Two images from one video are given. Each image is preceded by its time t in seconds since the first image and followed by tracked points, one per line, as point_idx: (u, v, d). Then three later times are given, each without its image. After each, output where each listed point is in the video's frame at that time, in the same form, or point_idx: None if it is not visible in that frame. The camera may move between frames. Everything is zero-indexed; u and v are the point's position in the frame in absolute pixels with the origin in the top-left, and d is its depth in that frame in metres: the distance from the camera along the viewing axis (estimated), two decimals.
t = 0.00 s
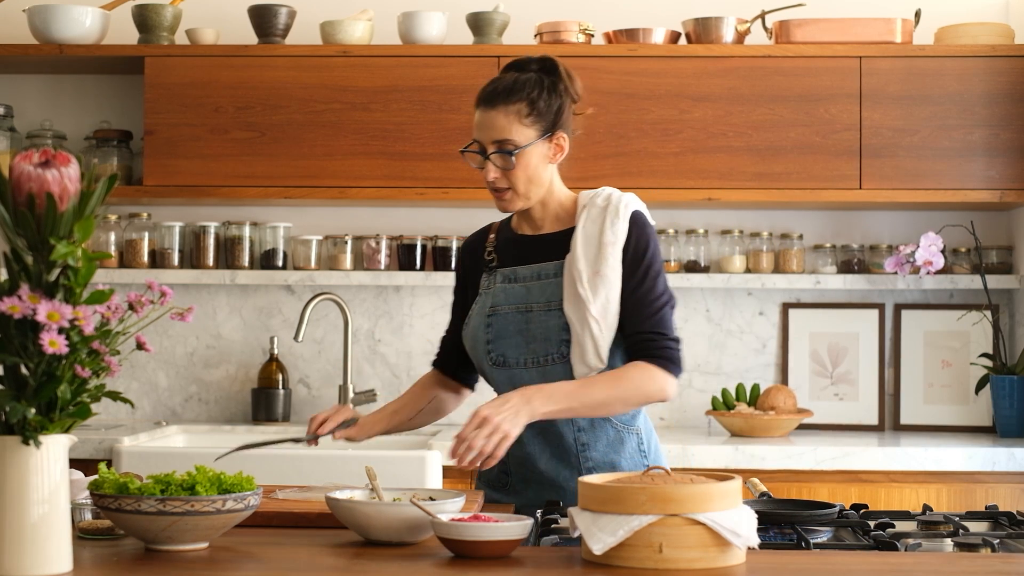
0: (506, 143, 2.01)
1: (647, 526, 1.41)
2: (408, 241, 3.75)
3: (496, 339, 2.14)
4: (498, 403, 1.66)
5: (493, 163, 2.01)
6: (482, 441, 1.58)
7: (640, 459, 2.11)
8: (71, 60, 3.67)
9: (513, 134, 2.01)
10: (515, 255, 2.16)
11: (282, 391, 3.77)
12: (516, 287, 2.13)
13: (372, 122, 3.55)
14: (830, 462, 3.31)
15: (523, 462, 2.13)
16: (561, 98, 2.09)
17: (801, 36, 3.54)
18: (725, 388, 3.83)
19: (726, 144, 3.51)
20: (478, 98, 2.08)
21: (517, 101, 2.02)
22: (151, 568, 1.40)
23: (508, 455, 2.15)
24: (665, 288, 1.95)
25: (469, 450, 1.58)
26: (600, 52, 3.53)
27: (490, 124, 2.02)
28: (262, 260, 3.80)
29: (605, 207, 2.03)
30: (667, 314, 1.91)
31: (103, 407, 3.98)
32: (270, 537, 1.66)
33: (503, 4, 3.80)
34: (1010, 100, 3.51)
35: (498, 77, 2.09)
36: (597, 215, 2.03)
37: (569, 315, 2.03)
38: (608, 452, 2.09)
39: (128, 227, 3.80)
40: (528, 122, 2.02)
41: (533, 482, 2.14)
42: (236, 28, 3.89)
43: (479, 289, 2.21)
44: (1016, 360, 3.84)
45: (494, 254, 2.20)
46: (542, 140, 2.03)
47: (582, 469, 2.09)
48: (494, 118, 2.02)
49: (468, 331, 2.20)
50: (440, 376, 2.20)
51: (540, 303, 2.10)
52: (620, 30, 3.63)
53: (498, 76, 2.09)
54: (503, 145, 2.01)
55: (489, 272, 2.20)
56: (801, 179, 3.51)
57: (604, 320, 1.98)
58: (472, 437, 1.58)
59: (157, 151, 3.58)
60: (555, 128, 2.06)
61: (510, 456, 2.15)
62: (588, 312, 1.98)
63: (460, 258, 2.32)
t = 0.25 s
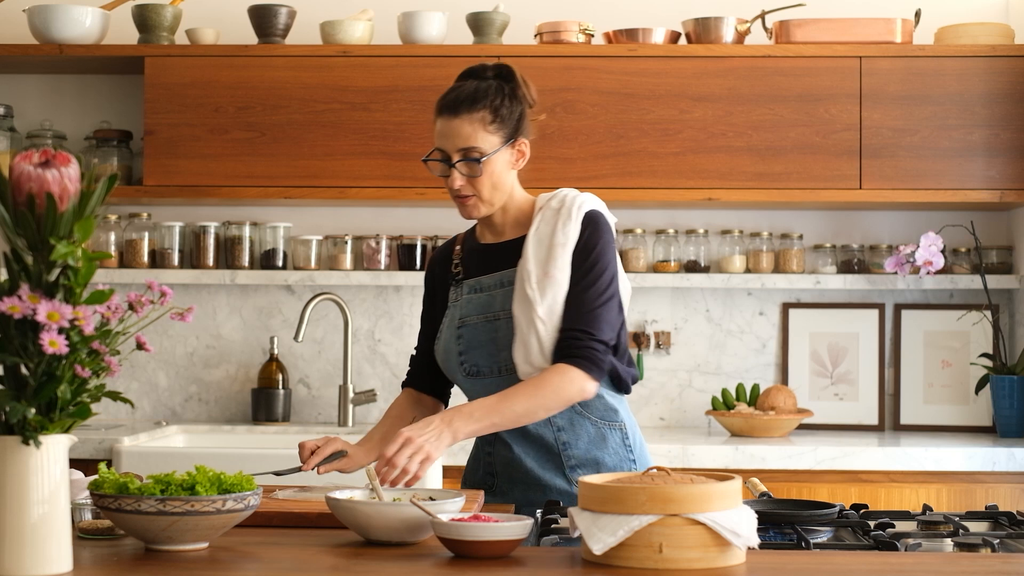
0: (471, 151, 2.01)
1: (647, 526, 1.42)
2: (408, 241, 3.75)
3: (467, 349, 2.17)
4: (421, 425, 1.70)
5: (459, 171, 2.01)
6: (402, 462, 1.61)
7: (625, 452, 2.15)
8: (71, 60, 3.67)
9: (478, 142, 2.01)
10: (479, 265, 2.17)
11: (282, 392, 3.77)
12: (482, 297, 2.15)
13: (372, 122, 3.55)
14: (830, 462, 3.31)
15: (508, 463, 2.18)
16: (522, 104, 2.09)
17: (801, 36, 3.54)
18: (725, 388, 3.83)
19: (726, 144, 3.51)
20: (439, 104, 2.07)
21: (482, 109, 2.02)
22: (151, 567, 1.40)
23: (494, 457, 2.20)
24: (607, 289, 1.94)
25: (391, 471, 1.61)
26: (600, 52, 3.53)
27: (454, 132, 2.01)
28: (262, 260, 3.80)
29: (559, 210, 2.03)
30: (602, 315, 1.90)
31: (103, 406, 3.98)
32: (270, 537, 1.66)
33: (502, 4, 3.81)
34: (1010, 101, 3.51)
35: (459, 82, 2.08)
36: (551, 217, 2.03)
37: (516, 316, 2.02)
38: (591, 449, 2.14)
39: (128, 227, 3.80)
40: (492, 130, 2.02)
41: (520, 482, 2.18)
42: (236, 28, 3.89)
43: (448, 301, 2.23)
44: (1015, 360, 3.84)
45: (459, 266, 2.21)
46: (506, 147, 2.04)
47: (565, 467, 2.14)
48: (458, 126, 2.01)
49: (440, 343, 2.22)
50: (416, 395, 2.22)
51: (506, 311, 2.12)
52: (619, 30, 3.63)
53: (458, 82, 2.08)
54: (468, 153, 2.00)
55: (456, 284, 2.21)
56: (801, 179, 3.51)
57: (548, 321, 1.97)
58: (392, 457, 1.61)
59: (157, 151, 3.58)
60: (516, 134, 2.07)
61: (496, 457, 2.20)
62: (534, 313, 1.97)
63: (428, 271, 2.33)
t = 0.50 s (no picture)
0: (445, 157, 2.02)
1: (647, 526, 1.42)
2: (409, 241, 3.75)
3: (447, 355, 2.17)
4: (386, 444, 1.74)
5: (433, 177, 2.02)
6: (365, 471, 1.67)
7: (612, 448, 2.17)
8: (71, 60, 3.67)
9: (452, 148, 2.02)
10: (457, 271, 2.18)
11: (282, 392, 3.77)
12: (459, 302, 2.15)
13: (372, 121, 3.55)
14: (830, 462, 3.31)
15: (495, 466, 2.19)
16: (493, 107, 2.10)
17: (801, 36, 3.54)
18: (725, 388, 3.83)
19: (726, 144, 3.51)
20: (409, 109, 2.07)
21: (454, 114, 2.02)
22: (151, 568, 1.40)
23: (482, 458, 2.21)
24: (570, 290, 1.96)
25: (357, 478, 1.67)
26: (600, 52, 3.53)
27: (427, 139, 2.01)
28: (262, 260, 3.80)
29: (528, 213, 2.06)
30: (560, 316, 1.93)
31: (103, 406, 3.99)
32: (269, 537, 1.66)
33: (503, 4, 3.81)
34: (1010, 101, 3.51)
35: (428, 88, 2.08)
36: (519, 221, 2.06)
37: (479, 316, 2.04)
38: (577, 447, 2.15)
39: (128, 227, 3.80)
40: (466, 135, 2.03)
41: (509, 481, 2.18)
42: (236, 28, 3.89)
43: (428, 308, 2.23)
44: (1015, 360, 3.84)
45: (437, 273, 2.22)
46: (479, 151, 2.05)
47: (553, 466, 2.16)
48: (431, 132, 2.01)
49: (421, 351, 2.23)
50: (414, 402, 2.26)
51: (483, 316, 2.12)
52: (619, 30, 3.63)
53: (428, 87, 2.08)
54: (443, 159, 2.01)
55: (434, 291, 2.22)
56: (801, 179, 3.51)
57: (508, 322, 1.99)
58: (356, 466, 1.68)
59: (157, 151, 3.58)
60: (488, 138, 2.08)
61: (484, 458, 2.20)
62: (495, 313, 2.00)
63: (408, 281, 2.34)
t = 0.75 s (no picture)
0: (434, 162, 2.01)
1: (647, 526, 1.42)
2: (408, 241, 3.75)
3: (439, 358, 2.18)
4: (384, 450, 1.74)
5: (421, 182, 2.01)
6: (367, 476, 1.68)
7: (606, 445, 2.17)
8: (71, 60, 3.67)
9: (440, 152, 2.01)
10: (445, 273, 2.19)
11: (282, 392, 3.77)
12: (450, 305, 2.17)
13: (372, 122, 3.55)
14: (830, 462, 3.31)
15: (490, 465, 2.19)
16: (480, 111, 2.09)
17: (801, 36, 3.54)
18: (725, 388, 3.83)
19: (726, 144, 3.51)
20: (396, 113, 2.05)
21: (442, 119, 2.01)
22: (150, 568, 1.40)
23: (477, 458, 2.20)
24: (558, 294, 1.96)
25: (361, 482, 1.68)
26: (600, 52, 3.53)
27: (415, 143, 2.00)
28: (262, 260, 3.80)
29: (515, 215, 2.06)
30: (550, 320, 1.93)
31: (103, 406, 3.98)
32: (269, 537, 1.66)
33: (502, 4, 3.81)
34: (1010, 100, 3.51)
35: (416, 91, 2.06)
36: (506, 224, 2.06)
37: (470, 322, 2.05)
38: (570, 445, 2.16)
39: (128, 227, 3.80)
40: (454, 139, 2.02)
41: (504, 481, 2.18)
42: (236, 28, 3.89)
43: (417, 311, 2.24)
44: (1015, 360, 3.84)
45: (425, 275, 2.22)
46: (467, 156, 2.04)
47: (548, 465, 2.16)
48: (419, 137, 2.00)
49: (411, 354, 2.23)
50: (405, 400, 2.23)
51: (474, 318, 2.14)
52: (619, 30, 3.63)
53: (416, 90, 2.06)
54: (431, 163, 2.00)
55: (423, 293, 2.22)
56: (801, 179, 3.51)
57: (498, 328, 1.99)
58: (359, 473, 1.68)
59: (157, 151, 3.58)
60: (476, 142, 2.07)
61: (479, 458, 2.20)
62: (485, 319, 2.00)
63: (395, 284, 2.34)
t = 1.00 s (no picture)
0: (430, 167, 1.99)
1: (647, 526, 1.42)
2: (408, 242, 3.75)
3: (436, 360, 2.19)
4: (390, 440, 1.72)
5: (417, 187, 1.99)
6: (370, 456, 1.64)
7: (604, 443, 2.18)
8: (71, 60, 3.67)
9: (436, 157, 1.98)
10: (439, 275, 2.18)
11: (282, 392, 3.77)
12: (445, 307, 2.17)
13: (372, 122, 3.55)
14: (830, 462, 3.31)
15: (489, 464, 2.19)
16: (476, 115, 2.07)
17: (801, 36, 3.54)
18: (725, 388, 3.83)
19: (726, 144, 3.51)
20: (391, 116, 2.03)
21: (439, 123, 1.99)
22: (150, 567, 1.40)
23: (476, 458, 2.20)
24: (561, 297, 1.97)
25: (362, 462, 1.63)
26: (600, 52, 3.53)
27: (412, 148, 1.98)
28: (262, 260, 3.80)
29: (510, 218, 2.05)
30: (557, 325, 1.94)
31: (103, 406, 3.99)
32: (269, 537, 1.66)
33: (502, 4, 3.81)
34: (1010, 100, 3.51)
35: (411, 93, 2.04)
36: (502, 227, 2.05)
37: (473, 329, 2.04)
38: (569, 444, 2.15)
39: (128, 227, 3.80)
40: (450, 144, 2.00)
41: (504, 481, 2.18)
42: (236, 28, 3.89)
43: (412, 312, 2.24)
44: (1015, 360, 3.84)
45: (419, 277, 2.22)
46: (462, 160, 2.02)
47: (547, 464, 2.16)
48: (416, 142, 1.98)
49: (408, 354, 2.24)
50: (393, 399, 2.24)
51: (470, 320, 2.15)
52: (619, 30, 3.63)
53: (411, 93, 2.04)
54: (428, 169, 1.98)
55: (417, 294, 2.22)
56: (801, 179, 3.51)
57: (504, 334, 1.99)
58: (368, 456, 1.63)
59: (157, 151, 3.58)
60: (472, 147, 2.06)
61: (478, 458, 2.20)
62: (489, 325, 1.99)
63: (388, 282, 2.33)
